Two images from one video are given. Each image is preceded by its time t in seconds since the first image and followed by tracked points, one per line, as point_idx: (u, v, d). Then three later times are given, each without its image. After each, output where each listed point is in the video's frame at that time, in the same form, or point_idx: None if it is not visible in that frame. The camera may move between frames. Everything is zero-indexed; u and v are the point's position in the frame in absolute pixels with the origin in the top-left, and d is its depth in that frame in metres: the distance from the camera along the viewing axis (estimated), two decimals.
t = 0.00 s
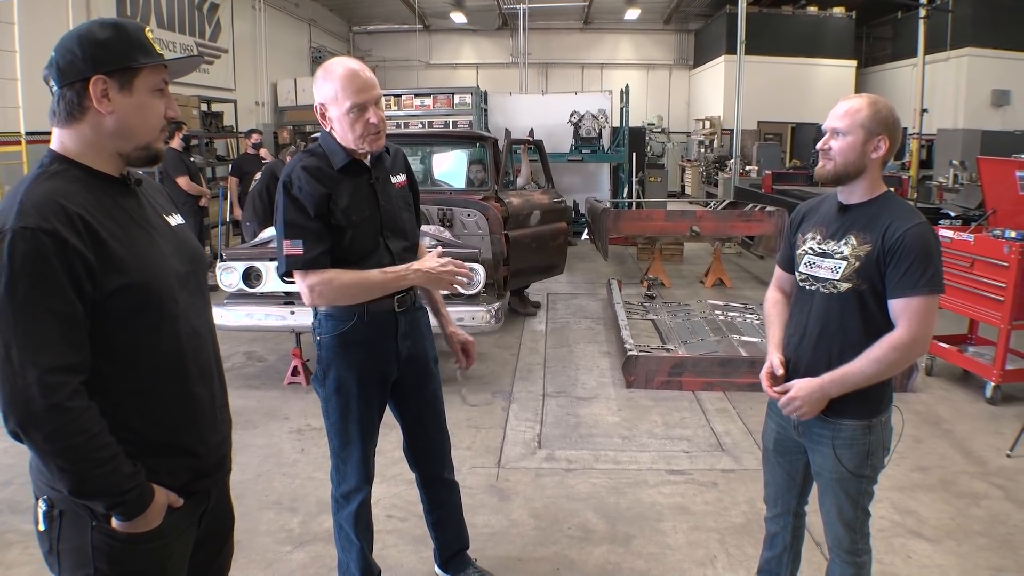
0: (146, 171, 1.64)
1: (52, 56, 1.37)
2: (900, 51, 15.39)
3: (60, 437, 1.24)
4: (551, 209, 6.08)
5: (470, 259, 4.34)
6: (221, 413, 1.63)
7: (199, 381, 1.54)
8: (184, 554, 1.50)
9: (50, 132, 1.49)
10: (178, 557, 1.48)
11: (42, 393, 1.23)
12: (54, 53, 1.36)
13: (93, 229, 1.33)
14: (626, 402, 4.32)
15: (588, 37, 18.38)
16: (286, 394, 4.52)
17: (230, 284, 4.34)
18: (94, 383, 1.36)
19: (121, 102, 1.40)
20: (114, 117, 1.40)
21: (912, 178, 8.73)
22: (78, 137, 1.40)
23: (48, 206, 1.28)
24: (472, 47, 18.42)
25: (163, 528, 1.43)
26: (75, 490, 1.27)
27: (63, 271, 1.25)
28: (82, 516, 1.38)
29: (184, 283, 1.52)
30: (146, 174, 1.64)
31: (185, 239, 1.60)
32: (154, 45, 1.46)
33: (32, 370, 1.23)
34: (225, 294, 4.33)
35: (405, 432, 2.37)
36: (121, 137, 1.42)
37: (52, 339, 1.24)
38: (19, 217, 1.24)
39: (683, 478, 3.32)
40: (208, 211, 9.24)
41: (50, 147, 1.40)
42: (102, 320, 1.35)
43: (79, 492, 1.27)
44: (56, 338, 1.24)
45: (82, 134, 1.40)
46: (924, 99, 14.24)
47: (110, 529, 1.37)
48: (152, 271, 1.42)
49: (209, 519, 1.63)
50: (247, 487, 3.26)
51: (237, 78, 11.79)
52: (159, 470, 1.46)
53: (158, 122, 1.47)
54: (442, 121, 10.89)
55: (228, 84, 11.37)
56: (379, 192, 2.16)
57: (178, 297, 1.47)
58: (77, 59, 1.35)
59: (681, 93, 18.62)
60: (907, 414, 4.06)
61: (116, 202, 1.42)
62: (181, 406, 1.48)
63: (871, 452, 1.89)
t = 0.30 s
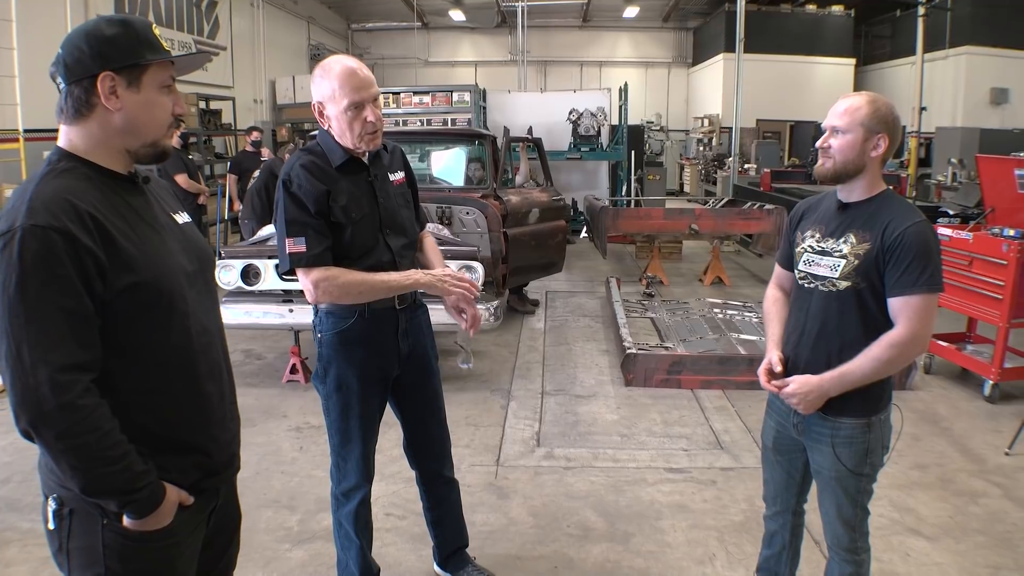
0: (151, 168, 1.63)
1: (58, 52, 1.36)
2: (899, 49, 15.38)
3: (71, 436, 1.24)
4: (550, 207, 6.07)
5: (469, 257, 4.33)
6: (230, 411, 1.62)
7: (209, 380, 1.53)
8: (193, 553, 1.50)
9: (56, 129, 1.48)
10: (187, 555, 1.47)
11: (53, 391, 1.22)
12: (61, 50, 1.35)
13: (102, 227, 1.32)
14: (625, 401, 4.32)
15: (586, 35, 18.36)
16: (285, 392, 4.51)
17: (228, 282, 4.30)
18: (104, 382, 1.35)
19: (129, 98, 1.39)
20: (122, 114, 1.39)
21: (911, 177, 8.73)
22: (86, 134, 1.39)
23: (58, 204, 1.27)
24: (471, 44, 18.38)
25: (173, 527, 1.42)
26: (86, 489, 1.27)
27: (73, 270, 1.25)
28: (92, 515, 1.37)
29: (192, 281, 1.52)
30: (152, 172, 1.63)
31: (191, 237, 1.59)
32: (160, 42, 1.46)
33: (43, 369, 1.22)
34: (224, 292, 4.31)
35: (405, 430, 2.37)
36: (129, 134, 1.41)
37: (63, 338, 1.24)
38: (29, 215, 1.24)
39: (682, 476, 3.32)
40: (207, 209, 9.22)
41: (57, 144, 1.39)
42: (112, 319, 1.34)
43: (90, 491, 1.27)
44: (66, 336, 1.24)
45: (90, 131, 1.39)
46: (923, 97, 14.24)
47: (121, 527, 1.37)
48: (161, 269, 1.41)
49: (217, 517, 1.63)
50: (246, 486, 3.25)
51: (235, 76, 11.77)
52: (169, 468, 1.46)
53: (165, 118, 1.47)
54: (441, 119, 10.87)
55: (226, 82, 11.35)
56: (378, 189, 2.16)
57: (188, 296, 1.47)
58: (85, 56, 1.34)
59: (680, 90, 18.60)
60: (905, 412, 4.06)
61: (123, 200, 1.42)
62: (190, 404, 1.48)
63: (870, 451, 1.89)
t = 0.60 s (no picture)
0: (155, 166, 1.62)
1: (63, 50, 1.35)
2: (897, 51, 15.41)
3: (75, 434, 1.23)
4: (549, 207, 6.07)
5: (467, 256, 4.32)
6: (234, 409, 1.62)
7: (213, 378, 1.53)
8: (196, 552, 1.49)
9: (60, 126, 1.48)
10: (190, 554, 1.47)
11: (57, 390, 1.22)
12: (66, 47, 1.34)
13: (106, 225, 1.32)
14: (622, 401, 4.32)
15: (585, 35, 18.35)
16: (282, 390, 4.50)
17: (226, 281, 4.29)
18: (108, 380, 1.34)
19: (134, 95, 1.38)
20: (127, 111, 1.39)
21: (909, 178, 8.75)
22: (91, 131, 1.38)
23: (63, 201, 1.26)
24: (469, 44, 18.37)
25: (176, 525, 1.42)
26: (90, 487, 1.26)
27: (77, 267, 1.24)
28: (95, 513, 1.36)
29: (196, 279, 1.51)
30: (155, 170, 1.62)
31: (195, 235, 1.59)
32: (165, 39, 1.45)
33: (47, 367, 1.21)
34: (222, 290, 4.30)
35: (402, 428, 2.36)
36: (134, 132, 1.41)
37: (67, 336, 1.23)
38: (33, 212, 1.23)
39: (679, 477, 3.32)
40: (204, 207, 9.20)
41: (61, 141, 1.39)
42: (117, 317, 1.33)
43: (94, 489, 1.26)
44: (71, 334, 1.23)
45: (95, 128, 1.38)
46: (922, 98, 14.26)
47: (124, 526, 1.36)
48: (165, 268, 1.40)
49: (220, 516, 1.62)
50: (243, 484, 3.24)
51: (234, 74, 11.75)
52: (173, 466, 1.45)
53: (170, 116, 1.46)
54: (439, 117, 10.86)
55: (224, 80, 11.33)
56: (375, 188, 2.15)
57: (191, 294, 1.46)
58: (90, 53, 1.34)
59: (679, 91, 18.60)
60: (902, 413, 4.07)
61: (128, 197, 1.41)
62: (195, 402, 1.47)
63: (868, 452, 1.89)
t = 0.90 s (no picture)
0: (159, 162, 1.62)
1: (69, 45, 1.35)
2: (898, 54, 15.43)
3: (77, 431, 1.23)
4: (549, 207, 6.07)
5: (467, 256, 4.32)
6: (237, 407, 1.61)
7: (215, 375, 1.52)
8: (195, 550, 1.49)
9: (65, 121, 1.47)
10: (190, 552, 1.47)
11: (59, 387, 1.21)
12: (72, 43, 1.34)
13: (110, 221, 1.31)
14: (621, 401, 4.33)
15: (586, 35, 18.35)
16: (280, 388, 4.50)
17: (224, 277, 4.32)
18: (111, 376, 1.34)
19: (140, 92, 1.38)
20: (133, 107, 1.38)
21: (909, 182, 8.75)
22: (96, 127, 1.38)
23: (67, 197, 1.26)
24: (470, 43, 18.36)
25: (177, 523, 1.42)
26: (91, 484, 1.26)
27: (82, 264, 1.24)
28: (96, 510, 1.36)
29: (200, 276, 1.51)
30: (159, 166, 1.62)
31: (199, 232, 1.58)
32: (172, 35, 1.45)
33: (49, 363, 1.21)
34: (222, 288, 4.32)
35: (401, 428, 2.36)
36: (140, 128, 1.40)
37: (69, 333, 1.22)
38: (38, 208, 1.22)
39: (676, 478, 3.32)
40: (204, 204, 9.20)
41: (67, 136, 1.39)
42: (121, 313, 1.33)
43: (95, 486, 1.26)
44: (73, 331, 1.23)
45: (100, 124, 1.38)
46: (922, 102, 14.27)
47: (125, 522, 1.36)
48: (170, 265, 1.40)
49: (220, 514, 1.62)
50: (241, 481, 3.24)
51: (235, 71, 11.74)
52: (174, 464, 1.45)
53: (176, 112, 1.46)
54: (440, 117, 10.86)
55: (225, 77, 11.32)
56: (376, 187, 2.15)
57: (195, 291, 1.46)
58: (96, 48, 1.33)
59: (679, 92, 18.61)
60: (901, 417, 4.07)
61: (132, 193, 1.41)
62: (197, 400, 1.47)
63: (867, 455, 1.89)
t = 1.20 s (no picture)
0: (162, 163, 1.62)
1: (73, 46, 1.35)
2: (896, 54, 15.45)
3: (79, 430, 1.23)
4: (548, 209, 6.07)
5: (467, 257, 4.32)
6: (239, 407, 1.61)
7: (218, 376, 1.52)
8: (197, 550, 1.48)
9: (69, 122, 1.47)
10: (192, 552, 1.46)
11: (62, 386, 1.21)
12: (77, 43, 1.34)
13: (114, 221, 1.31)
14: (620, 403, 4.32)
15: (585, 37, 18.36)
16: (280, 390, 4.50)
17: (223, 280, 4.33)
18: (115, 375, 1.34)
19: (144, 93, 1.38)
20: (137, 108, 1.38)
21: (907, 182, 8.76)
22: (100, 127, 1.38)
23: (72, 197, 1.26)
24: (469, 45, 18.37)
25: (180, 522, 1.41)
26: (94, 483, 1.25)
27: (85, 263, 1.24)
28: (98, 509, 1.36)
29: (202, 277, 1.51)
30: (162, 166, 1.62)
31: (202, 234, 1.58)
32: (175, 36, 1.45)
33: (52, 363, 1.21)
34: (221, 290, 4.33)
35: (401, 430, 2.36)
36: (143, 129, 1.40)
37: (72, 333, 1.22)
38: (42, 208, 1.22)
39: (676, 479, 3.32)
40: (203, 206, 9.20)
41: (71, 137, 1.39)
42: (125, 313, 1.33)
43: (98, 485, 1.26)
44: (77, 330, 1.23)
45: (105, 125, 1.38)
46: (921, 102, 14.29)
47: (127, 521, 1.36)
48: (173, 266, 1.40)
49: (222, 514, 1.62)
50: (240, 483, 3.24)
51: (233, 74, 11.74)
52: (177, 464, 1.45)
53: (179, 113, 1.46)
54: (439, 118, 10.86)
55: (224, 79, 11.32)
56: (376, 189, 2.14)
57: (198, 292, 1.46)
58: (100, 49, 1.33)
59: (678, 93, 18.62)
60: (900, 417, 4.07)
61: (135, 194, 1.41)
62: (200, 400, 1.47)
63: (866, 456, 1.89)
